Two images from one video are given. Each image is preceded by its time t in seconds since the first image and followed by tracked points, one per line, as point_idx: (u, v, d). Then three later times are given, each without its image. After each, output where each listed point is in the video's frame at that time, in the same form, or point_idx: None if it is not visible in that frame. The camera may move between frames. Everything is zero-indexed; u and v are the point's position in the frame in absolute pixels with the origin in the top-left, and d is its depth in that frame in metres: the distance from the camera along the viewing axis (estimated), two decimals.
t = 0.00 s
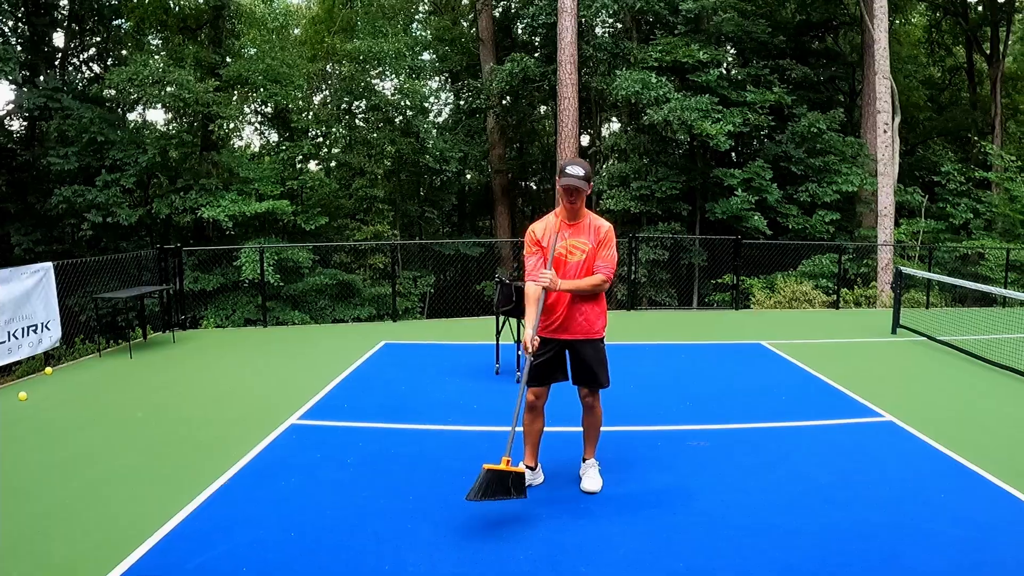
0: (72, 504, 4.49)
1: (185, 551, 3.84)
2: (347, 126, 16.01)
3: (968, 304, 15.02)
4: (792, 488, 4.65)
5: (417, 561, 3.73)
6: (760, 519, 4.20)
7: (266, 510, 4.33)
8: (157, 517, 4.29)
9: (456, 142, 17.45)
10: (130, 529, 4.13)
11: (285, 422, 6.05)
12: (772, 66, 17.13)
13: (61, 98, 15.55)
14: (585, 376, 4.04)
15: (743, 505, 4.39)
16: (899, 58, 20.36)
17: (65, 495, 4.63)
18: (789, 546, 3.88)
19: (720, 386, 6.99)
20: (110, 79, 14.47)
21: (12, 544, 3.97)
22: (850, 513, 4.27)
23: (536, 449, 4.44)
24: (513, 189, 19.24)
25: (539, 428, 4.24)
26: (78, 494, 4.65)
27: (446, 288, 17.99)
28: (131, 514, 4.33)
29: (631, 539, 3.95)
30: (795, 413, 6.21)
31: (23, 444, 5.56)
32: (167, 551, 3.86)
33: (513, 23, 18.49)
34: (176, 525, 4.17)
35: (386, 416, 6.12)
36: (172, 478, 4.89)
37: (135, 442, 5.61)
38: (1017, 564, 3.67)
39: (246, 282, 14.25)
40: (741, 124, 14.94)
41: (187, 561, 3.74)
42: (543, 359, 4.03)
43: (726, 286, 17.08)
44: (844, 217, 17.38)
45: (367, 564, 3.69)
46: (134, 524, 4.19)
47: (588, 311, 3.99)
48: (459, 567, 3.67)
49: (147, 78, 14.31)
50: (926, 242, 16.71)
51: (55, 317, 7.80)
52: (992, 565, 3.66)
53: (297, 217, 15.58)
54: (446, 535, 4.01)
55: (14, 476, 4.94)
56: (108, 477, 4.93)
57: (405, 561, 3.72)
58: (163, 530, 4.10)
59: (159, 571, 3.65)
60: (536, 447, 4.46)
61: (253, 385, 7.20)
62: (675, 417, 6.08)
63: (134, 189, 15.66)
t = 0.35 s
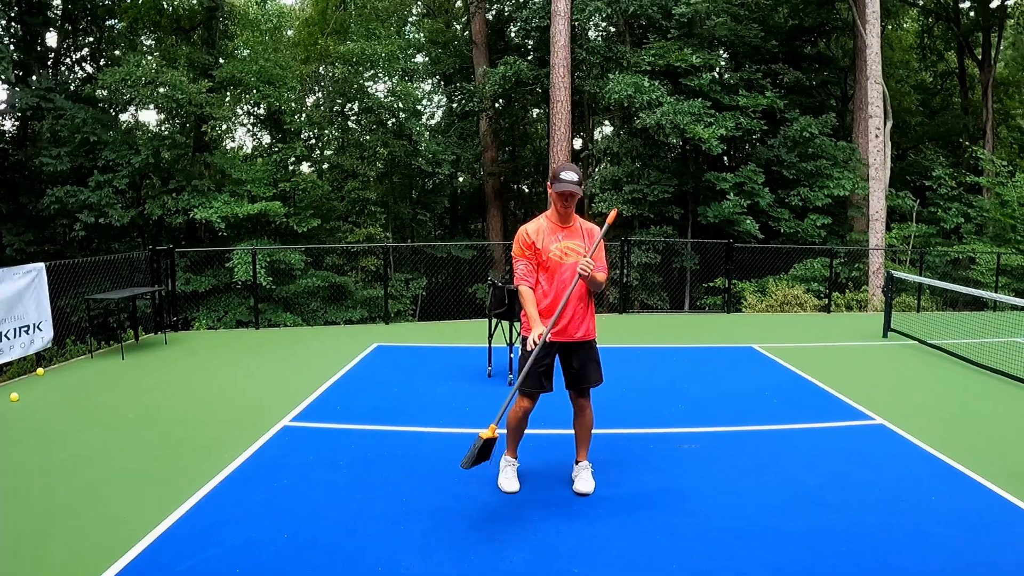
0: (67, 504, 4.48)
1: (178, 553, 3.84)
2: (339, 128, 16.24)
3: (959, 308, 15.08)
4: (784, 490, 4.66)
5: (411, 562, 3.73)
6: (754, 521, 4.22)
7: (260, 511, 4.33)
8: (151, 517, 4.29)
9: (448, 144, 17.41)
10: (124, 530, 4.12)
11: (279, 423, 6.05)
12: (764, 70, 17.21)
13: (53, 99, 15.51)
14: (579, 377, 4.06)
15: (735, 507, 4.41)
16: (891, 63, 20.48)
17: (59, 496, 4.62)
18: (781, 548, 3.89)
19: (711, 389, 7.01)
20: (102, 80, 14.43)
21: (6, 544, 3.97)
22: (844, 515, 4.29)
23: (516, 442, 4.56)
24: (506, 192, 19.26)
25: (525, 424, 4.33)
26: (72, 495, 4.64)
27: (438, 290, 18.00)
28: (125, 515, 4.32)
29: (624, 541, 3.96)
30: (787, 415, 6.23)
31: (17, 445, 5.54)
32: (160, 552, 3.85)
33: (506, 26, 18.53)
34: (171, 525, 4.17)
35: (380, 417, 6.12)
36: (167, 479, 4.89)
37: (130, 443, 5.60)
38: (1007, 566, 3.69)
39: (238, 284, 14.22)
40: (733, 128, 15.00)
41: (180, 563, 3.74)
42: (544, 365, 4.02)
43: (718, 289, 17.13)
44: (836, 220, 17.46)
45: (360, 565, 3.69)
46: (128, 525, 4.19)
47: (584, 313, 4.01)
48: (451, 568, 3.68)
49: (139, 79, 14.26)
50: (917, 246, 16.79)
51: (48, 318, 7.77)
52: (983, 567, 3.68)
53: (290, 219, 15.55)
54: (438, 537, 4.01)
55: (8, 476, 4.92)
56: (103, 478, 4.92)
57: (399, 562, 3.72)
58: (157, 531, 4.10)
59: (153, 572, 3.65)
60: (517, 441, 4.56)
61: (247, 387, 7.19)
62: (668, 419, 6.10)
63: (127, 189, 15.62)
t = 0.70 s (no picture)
0: (80, 513, 4.51)
1: (191, 561, 3.86)
2: (350, 138, 16.30)
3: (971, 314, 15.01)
4: (795, 497, 4.65)
5: (423, 570, 3.73)
6: (767, 528, 4.20)
7: (272, 520, 4.34)
8: (164, 526, 4.31)
9: (458, 154, 17.55)
10: (136, 539, 4.14)
11: (289, 433, 6.06)
12: (772, 77, 17.21)
13: (65, 110, 15.62)
14: (575, 387, 4.08)
15: (746, 514, 4.40)
16: (898, 68, 20.44)
17: (72, 504, 4.65)
18: (794, 555, 3.88)
19: (722, 396, 6.99)
20: (114, 92, 14.52)
21: (21, 552, 4.00)
22: (856, 522, 4.27)
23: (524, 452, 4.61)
24: (515, 201, 19.28)
25: (528, 431, 4.37)
26: (85, 503, 4.67)
27: (448, 299, 18.03)
28: (138, 524, 4.34)
29: (635, 548, 3.95)
30: (798, 422, 6.21)
31: (30, 454, 5.58)
32: (173, 560, 3.87)
33: (515, 35, 18.59)
34: (183, 534, 4.19)
35: (390, 426, 6.13)
36: (179, 488, 4.91)
37: (142, 453, 5.63)
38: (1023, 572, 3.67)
39: (250, 295, 14.27)
40: (742, 135, 14.99)
41: (194, 571, 3.76)
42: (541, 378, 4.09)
43: (728, 297, 17.10)
44: (845, 227, 17.40)
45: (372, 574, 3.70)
46: (141, 534, 4.21)
47: (575, 324, 4.04)
48: None
49: (150, 90, 14.34)
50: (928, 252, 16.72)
51: (59, 328, 7.81)
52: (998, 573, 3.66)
53: (300, 229, 15.60)
54: (449, 545, 4.02)
55: (22, 485, 4.96)
56: (115, 487, 4.94)
57: (410, 570, 3.73)
58: (169, 540, 4.12)
59: None
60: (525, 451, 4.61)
61: (257, 396, 7.21)
62: (678, 427, 6.09)
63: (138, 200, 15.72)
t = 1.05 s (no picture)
0: (77, 507, 4.51)
1: (188, 556, 3.86)
2: (350, 134, 16.31)
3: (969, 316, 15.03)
4: (792, 498, 4.65)
5: (419, 568, 3.73)
6: (764, 528, 4.21)
7: (269, 516, 4.34)
8: (161, 521, 4.32)
9: (458, 152, 17.54)
10: (133, 534, 4.14)
11: (287, 429, 6.07)
12: (773, 78, 17.20)
13: (66, 104, 15.59)
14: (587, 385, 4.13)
15: (743, 514, 4.40)
16: (899, 70, 20.44)
17: (70, 499, 4.66)
18: (790, 556, 3.88)
19: (720, 397, 6.99)
20: (115, 86, 14.50)
21: (18, 546, 4.01)
22: (853, 523, 4.27)
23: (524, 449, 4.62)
24: (514, 199, 19.27)
25: (532, 429, 4.40)
26: (83, 498, 4.67)
27: (447, 297, 18.02)
28: (135, 519, 4.35)
29: (633, 548, 3.95)
30: (795, 423, 6.21)
31: (27, 448, 5.58)
32: (169, 555, 3.87)
33: (516, 34, 18.58)
34: (180, 529, 4.19)
35: (387, 423, 6.14)
36: (176, 483, 4.91)
37: (140, 448, 5.63)
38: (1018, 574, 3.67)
39: (248, 291, 14.27)
40: (742, 135, 14.99)
41: (191, 566, 3.76)
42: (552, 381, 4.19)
43: (727, 297, 17.11)
44: (845, 228, 17.40)
45: (369, 571, 3.70)
46: (139, 528, 4.21)
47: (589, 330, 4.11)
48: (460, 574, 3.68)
49: (151, 85, 14.31)
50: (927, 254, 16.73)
51: (58, 322, 7.81)
52: None
53: (300, 226, 15.60)
54: (446, 543, 4.02)
55: (20, 479, 4.96)
56: (113, 482, 4.94)
57: (407, 568, 3.73)
58: (166, 534, 4.12)
59: None
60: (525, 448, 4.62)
61: (255, 392, 7.21)
62: (676, 427, 6.10)
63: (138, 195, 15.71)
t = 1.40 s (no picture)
0: (67, 508, 4.50)
1: (178, 557, 3.84)
2: (339, 133, 16.28)
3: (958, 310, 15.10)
4: (782, 494, 4.66)
5: (409, 567, 3.72)
6: (755, 525, 4.21)
7: (259, 517, 4.32)
8: (151, 521, 4.31)
9: (447, 150, 17.50)
10: (122, 535, 4.13)
11: (278, 428, 6.06)
12: (762, 74, 17.23)
13: (53, 104, 15.51)
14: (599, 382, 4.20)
15: (734, 511, 4.40)
16: (888, 65, 20.51)
17: (60, 500, 4.64)
18: (781, 552, 3.89)
19: (710, 393, 7.00)
20: (103, 86, 14.43)
21: (8, 547, 3.99)
22: (843, 519, 4.28)
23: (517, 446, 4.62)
24: (504, 196, 19.27)
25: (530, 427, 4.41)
26: (74, 498, 4.67)
27: (437, 295, 18.00)
28: (126, 519, 4.34)
29: (624, 545, 3.95)
30: (785, 419, 6.22)
31: (17, 450, 5.55)
32: (159, 556, 3.86)
33: (505, 31, 18.57)
34: (170, 530, 4.18)
35: (377, 422, 6.13)
36: (167, 484, 4.90)
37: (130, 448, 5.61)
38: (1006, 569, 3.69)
39: (237, 290, 14.22)
40: (731, 131, 15.03)
41: (180, 567, 3.74)
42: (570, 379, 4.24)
43: (717, 294, 17.15)
44: (835, 224, 17.46)
45: (359, 571, 3.69)
46: (129, 529, 4.20)
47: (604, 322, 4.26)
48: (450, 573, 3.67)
49: (139, 84, 14.25)
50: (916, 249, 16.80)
51: (46, 324, 7.76)
52: (983, 570, 3.68)
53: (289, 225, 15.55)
54: (436, 542, 4.00)
55: (10, 480, 4.94)
56: (103, 483, 4.93)
57: (397, 567, 3.72)
58: (157, 535, 4.11)
59: None
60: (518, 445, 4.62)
61: (246, 392, 7.20)
62: (666, 424, 6.10)
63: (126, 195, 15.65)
